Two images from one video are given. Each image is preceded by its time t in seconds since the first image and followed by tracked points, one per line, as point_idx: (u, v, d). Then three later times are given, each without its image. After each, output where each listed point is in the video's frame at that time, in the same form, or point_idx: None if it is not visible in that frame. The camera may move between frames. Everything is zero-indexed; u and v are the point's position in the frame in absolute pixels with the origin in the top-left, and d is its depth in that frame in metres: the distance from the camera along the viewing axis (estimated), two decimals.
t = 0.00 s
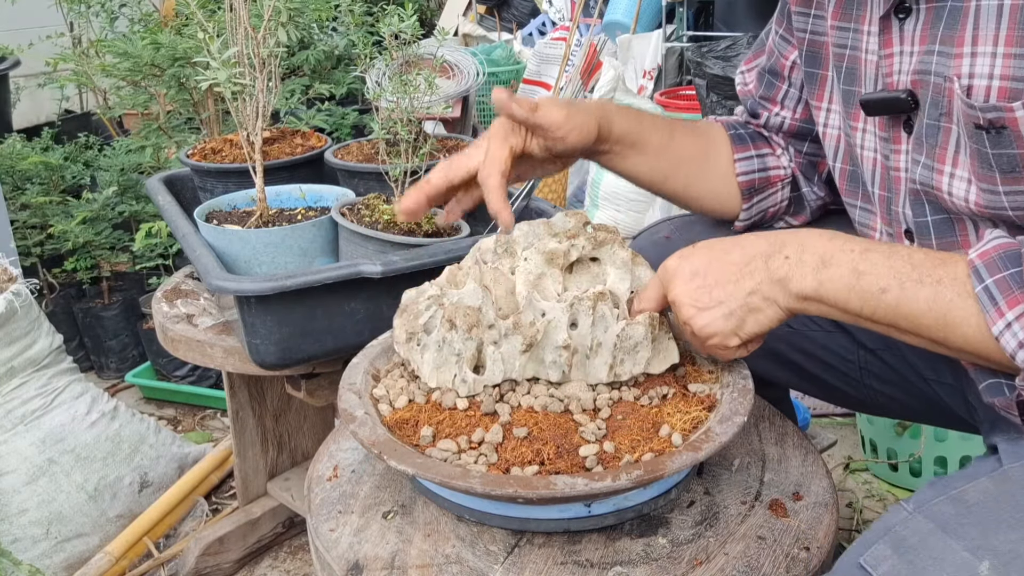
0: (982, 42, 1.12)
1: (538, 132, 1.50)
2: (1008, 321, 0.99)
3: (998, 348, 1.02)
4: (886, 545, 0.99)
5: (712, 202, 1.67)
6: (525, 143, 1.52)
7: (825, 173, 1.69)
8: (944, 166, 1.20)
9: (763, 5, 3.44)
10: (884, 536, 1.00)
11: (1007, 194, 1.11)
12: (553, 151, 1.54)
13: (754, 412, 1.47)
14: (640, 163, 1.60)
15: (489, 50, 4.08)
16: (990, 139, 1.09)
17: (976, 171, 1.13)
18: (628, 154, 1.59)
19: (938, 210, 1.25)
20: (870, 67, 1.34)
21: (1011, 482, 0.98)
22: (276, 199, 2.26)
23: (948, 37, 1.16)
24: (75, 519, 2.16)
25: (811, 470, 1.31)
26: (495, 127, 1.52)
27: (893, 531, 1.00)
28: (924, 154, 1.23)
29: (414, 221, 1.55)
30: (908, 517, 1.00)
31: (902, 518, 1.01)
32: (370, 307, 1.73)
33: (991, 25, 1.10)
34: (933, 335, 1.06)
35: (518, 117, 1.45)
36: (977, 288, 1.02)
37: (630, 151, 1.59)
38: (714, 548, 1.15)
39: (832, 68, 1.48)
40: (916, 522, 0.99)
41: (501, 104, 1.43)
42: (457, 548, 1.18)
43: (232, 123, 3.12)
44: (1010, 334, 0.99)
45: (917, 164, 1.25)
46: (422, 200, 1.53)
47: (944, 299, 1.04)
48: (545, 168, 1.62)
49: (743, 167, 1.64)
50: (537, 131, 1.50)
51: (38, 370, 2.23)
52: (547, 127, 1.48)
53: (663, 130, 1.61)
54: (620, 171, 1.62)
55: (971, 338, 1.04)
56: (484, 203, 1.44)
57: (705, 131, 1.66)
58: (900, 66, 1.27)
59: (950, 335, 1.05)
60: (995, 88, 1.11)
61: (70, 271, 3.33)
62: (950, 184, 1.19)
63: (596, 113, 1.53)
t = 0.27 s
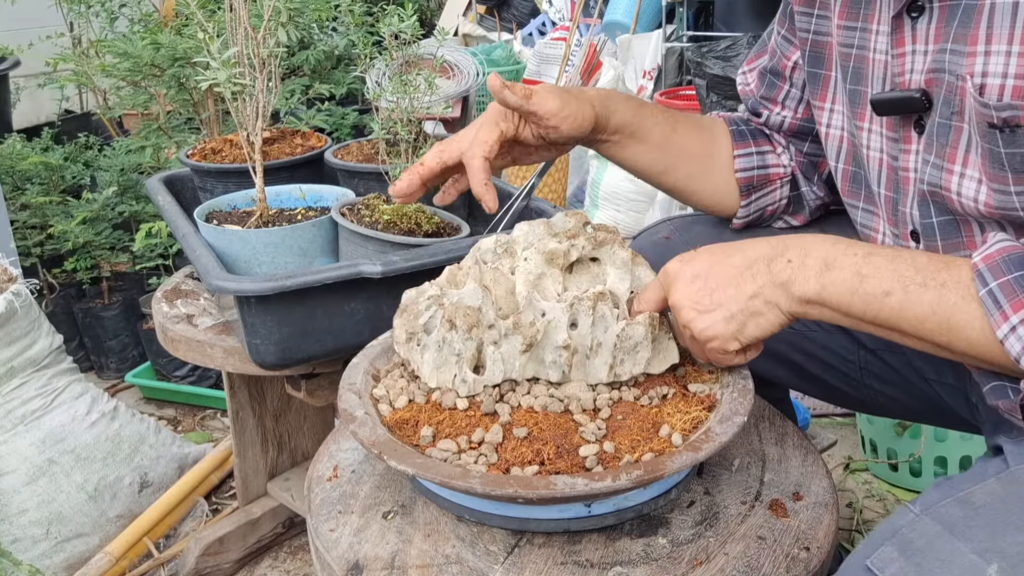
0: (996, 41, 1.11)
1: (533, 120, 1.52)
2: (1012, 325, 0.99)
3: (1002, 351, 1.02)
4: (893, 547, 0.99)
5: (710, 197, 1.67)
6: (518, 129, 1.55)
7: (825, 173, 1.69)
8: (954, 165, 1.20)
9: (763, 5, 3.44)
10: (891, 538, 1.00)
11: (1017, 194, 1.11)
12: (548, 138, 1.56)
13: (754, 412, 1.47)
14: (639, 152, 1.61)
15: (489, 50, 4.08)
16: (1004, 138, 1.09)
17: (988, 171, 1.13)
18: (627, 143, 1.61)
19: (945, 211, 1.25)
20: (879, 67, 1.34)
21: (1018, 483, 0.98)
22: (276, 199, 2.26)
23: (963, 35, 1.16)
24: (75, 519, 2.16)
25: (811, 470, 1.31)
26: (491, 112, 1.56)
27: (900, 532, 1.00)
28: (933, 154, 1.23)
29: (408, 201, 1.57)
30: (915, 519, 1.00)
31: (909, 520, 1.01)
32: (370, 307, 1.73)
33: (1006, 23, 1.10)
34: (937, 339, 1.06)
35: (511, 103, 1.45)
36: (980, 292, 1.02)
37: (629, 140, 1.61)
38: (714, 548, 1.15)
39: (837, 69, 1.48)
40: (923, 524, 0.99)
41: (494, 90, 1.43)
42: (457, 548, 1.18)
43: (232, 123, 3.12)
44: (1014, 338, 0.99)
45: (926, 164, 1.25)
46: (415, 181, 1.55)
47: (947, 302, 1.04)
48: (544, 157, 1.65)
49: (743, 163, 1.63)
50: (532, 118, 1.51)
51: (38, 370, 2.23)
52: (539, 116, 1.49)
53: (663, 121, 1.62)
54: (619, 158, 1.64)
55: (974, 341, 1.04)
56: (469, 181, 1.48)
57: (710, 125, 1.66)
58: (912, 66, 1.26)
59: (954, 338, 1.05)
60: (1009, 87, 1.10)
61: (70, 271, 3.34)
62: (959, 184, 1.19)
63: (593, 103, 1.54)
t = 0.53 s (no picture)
0: (998, 43, 1.11)
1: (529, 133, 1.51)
2: (1013, 326, 0.99)
3: (1002, 353, 1.02)
4: (893, 546, 0.99)
5: (709, 201, 1.67)
6: (514, 143, 1.56)
7: (824, 174, 1.68)
8: (955, 167, 1.20)
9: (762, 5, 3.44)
10: (891, 537, 1.00)
11: (1019, 196, 1.11)
12: (544, 151, 1.55)
13: (754, 412, 1.47)
14: (637, 160, 1.60)
15: (489, 50, 4.08)
16: (1006, 139, 1.09)
17: (989, 172, 1.13)
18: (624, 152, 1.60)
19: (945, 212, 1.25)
20: (881, 69, 1.34)
21: (1018, 482, 0.98)
22: (276, 199, 2.26)
23: (964, 37, 1.16)
24: (75, 519, 2.16)
25: (811, 470, 1.31)
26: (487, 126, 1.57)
27: (901, 531, 1.00)
28: (935, 155, 1.23)
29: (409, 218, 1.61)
30: (915, 517, 1.00)
31: (909, 518, 1.01)
32: (370, 307, 1.73)
33: (1008, 26, 1.10)
34: (937, 340, 1.06)
35: (506, 119, 1.45)
36: (981, 293, 1.02)
37: (626, 149, 1.59)
38: (714, 548, 1.15)
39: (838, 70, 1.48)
40: (923, 523, 0.99)
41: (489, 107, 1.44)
42: (457, 548, 1.18)
43: (232, 123, 3.12)
44: (1015, 339, 0.99)
45: (927, 166, 1.25)
46: (414, 199, 1.58)
47: (948, 304, 1.04)
48: (541, 168, 1.64)
49: (742, 167, 1.63)
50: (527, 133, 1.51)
51: (38, 370, 2.23)
52: (535, 131, 1.49)
53: (661, 128, 1.61)
54: (617, 167, 1.62)
55: (975, 342, 1.04)
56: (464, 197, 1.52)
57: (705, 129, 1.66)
58: (914, 67, 1.27)
59: (956, 340, 1.05)
60: (1011, 88, 1.10)
61: (70, 271, 3.34)
62: (960, 186, 1.19)
63: (590, 113, 1.53)
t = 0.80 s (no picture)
0: (995, 45, 1.11)
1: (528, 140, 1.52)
2: (1013, 327, 0.99)
3: (1002, 354, 1.02)
4: (892, 544, 0.99)
5: (709, 203, 1.66)
6: (513, 150, 1.57)
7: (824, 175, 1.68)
8: (953, 168, 1.20)
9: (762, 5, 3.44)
10: (890, 535, 1.00)
11: (1018, 197, 1.11)
12: (544, 158, 1.56)
13: (754, 412, 1.47)
14: (636, 166, 1.60)
15: (489, 50, 4.08)
16: (1005, 141, 1.09)
17: (988, 174, 1.13)
18: (624, 158, 1.60)
19: (943, 214, 1.25)
20: (879, 70, 1.34)
21: (1017, 481, 0.98)
22: (276, 199, 2.26)
23: (962, 39, 1.16)
24: (75, 519, 2.16)
25: (812, 470, 1.31)
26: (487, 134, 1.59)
27: (900, 529, 1.00)
28: (934, 157, 1.23)
29: (412, 227, 1.67)
30: (915, 516, 1.00)
31: (908, 516, 1.01)
32: (370, 307, 1.73)
33: (1006, 28, 1.10)
34: (937, 340, 1.06)
35: (505, 127, 1.47)
36: (981, 294, 1.02)
37: (625, 155, 1.59)
38: (714, 548, 1.15)
39: (836, 71, 1.48)
40: (923, 522, 0.99)
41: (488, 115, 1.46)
42: (457, 548, 1.18)
43: (232, 124, 3.12)
44: (1015, 339, 0.99)
45: (926, 167, 1.25)
46: (416, 211, 1.63)
47: (948, 304, 1.04)
48: (540, 176, 1.66)
49: (741, 170, 1.63)
50: (525, 140, 1.52)
51: (38, 370, 2.23)
52: (534, 137, 1.50)
53: (659, 133, 1.61)
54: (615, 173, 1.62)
55: (975, 342, 1.04)
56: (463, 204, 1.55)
57: (703, 132, 1.66)
58: (912, 69, 1.27)
59: (955, 340, 1.05)
60: (1009, 90, 1.10)
61: (70, 271, 3.34)
62: (959, 187, 1.19)
63: (587, 119, 1.53)
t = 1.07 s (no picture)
0: (993, 44, 1.12)
1: (553, 143, 1.47)
2: (1013, 329, 0.99)
3: (1003, 355, 1.02)
4: (892, 544, 0.98)
5: (717, 207, 1.66)
6: (540, 155, 1.49)
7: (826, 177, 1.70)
8: (952, 169, 1.20)
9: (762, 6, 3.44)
10: (891, 535, 1.00)
11: (1017, 197, 1.12)
12: (568, 161, 1.51)
13: (754, 412, 1.47)
14: (649, 171, 1.58)
15: (489, 50, 4.08)
16: (1003, 142, 1.10)
17: (986, 175, 1.14)
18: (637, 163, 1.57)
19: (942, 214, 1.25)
20: (876, 70, 1.34)
21: (1017, 481, 0.98)
22: (276, 199, 2.26)
23: (959, 39, 1.17)
24: (75, 519, 2.16)
25: (812, 470, 1.31)
26: (509, 136, 1.49)
27: (900, 530, 0.99)
28: (933, 157, 1.23)
29: (422, 234, 1.45)
30: (915, 517, 1.00)
31: (909, 516, 1.01)
32: (370, 307, 1.73)
33: (1003, 28, 1.11)
34: (937, 341, 1.06)
35: (535, 129, 1.41)
36: (981, 296, 1.01)
37: (638, 161, 1.57)
38: (714, 548, 1.15)
39: (834, 71, 1.48)
40: (923, 522, 0.99)
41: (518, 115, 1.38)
42: (457, 548, 1.18)
43: (232, 124, 3.12)
44: (1015, 341, 0.99)
45: (925, 168, 1.25)
46: (433, 214, 1.43)
47: (948, 305, 1.04)
48: (556, 184, 1.59)
49: (747, 173, 1.63)
50: (553, 142, 1.46)
51: (38, 370, 2.23)
52: (559, 137, 1.45)
53: (670, 137, 1.59)
54: (630, 178, 1.59)
55: (976, 344, 1.03)
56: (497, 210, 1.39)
57: (709, 137, 1.66)
58: (908, 69, 1.27)
59: (955, 341, 1.05)
60: (1006, 90, 1.11)
61: (70, 271, 3.34)
62: (958, 188, 1.20)
63: (607, 122, 1.51)
